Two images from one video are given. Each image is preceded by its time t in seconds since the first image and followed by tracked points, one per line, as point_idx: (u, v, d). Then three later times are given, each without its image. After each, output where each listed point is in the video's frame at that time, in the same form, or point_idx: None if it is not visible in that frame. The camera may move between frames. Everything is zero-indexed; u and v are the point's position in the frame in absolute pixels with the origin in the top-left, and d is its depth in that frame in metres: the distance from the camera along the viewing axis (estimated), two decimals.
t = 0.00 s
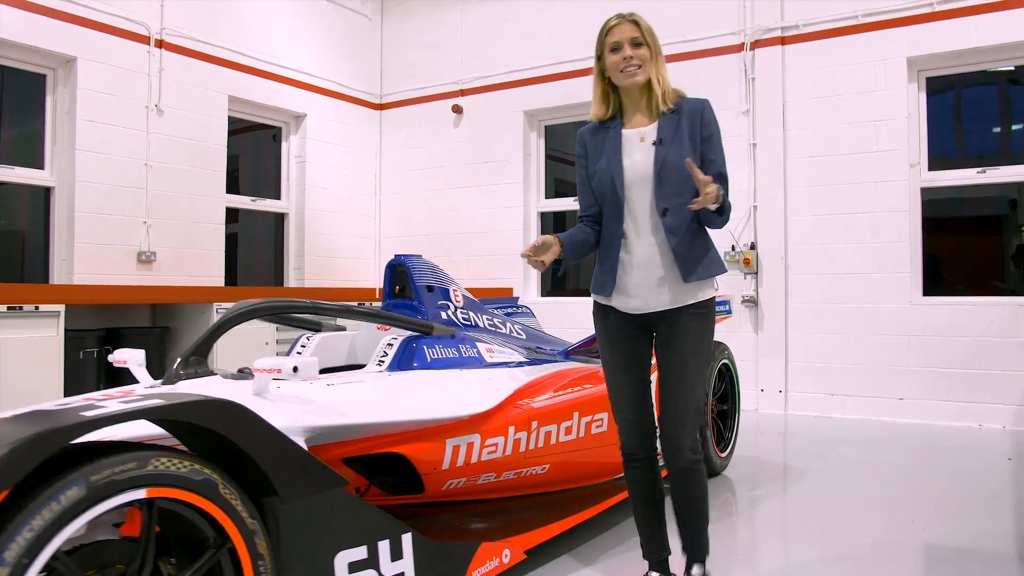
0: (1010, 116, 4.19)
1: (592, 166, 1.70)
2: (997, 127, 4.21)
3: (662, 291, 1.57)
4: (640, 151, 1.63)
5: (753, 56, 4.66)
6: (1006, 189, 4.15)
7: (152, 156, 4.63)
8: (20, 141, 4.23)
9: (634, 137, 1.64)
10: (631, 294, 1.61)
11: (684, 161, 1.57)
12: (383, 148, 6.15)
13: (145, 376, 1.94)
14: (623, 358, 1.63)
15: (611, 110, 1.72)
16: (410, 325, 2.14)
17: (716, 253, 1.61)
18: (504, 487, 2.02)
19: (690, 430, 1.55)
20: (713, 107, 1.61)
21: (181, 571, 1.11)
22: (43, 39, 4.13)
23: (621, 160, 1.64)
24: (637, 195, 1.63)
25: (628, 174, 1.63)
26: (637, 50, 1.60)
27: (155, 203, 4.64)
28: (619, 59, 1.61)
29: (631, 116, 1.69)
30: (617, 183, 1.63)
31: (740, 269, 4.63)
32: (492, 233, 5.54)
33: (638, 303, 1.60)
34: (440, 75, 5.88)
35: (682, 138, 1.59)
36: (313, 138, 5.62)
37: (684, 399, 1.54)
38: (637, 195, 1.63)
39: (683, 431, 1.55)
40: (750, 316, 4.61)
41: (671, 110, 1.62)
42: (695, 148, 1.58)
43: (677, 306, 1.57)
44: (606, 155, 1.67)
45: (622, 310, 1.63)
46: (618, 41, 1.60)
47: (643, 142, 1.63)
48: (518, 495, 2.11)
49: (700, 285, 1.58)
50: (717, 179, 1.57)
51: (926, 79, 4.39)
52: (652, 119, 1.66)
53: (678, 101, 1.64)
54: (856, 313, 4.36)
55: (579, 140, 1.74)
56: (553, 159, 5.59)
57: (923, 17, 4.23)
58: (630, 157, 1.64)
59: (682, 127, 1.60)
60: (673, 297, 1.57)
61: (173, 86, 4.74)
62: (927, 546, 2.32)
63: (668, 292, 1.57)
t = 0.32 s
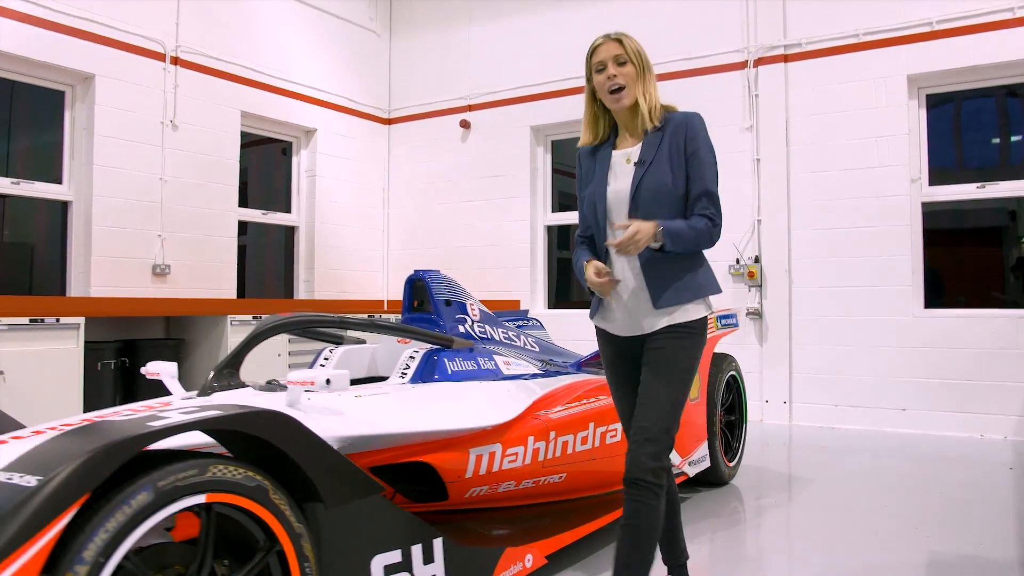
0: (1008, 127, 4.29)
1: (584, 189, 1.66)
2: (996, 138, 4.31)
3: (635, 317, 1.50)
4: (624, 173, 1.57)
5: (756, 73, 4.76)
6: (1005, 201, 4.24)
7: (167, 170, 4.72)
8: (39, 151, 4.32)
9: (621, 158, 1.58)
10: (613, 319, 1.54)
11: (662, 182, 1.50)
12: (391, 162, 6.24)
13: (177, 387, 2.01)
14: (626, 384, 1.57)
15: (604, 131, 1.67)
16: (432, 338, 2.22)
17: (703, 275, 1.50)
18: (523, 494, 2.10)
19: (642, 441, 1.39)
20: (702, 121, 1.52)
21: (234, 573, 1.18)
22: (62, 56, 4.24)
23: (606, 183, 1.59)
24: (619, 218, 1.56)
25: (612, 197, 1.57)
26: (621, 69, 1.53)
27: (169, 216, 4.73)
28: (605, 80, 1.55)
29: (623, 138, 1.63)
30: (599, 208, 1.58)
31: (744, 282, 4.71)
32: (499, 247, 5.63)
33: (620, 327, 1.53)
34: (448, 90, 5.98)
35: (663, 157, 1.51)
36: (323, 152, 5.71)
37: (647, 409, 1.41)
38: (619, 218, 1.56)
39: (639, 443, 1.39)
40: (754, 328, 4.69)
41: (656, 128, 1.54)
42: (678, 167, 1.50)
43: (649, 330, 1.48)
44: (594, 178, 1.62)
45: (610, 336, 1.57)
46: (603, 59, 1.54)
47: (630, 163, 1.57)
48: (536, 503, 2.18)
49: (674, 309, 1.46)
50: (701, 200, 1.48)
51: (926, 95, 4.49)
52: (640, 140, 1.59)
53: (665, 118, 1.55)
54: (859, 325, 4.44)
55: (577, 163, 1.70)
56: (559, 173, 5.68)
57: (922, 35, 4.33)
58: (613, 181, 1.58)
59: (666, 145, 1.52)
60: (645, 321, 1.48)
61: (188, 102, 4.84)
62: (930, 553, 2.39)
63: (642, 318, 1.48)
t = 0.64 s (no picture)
0: (1007, 142, 4.40)
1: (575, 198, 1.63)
2: (996, 152, 4.42)
3: (610, 335, 1.46)
4: (612, 182, 1.55)
5: (762, 94, 4.88)
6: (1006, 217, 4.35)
7: (186, 189, 4.83)
8: (60, 163, 4.43)
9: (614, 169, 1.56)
10: (593, 337, 1.50)
11: (647, 196, 1.45)
12: (402, 180, 6.35)
13: (217, 401, 2.09)
14: (592, 395, 1.51)
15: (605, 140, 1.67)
16: (458, 354, 2.31)
17: (686, 295, 1.43)
18: (547, 505, 2.19)
19: (624, 464, 1.35)
20: (698, 136, 1.46)
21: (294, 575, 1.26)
22: (86, 78, 4.35)
23: (595, 193, 1.56)
24: (601, 230, 1.52)
25: (598, 208, 1.53)
26: (630, 78, 1.52)
27: (187, 234, 4.83)
28: (612, 87, 1.53)
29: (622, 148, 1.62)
30: (583, 218, 1.55)
31: (751, 298, 4.81)
32: (509, 263, 5.72)
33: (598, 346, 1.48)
34: (458, 110, 6.10)
35: (652, 170, 1.47)
36: (335, 170, 5.82)
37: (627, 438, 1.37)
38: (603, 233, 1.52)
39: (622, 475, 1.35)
40: (761, 343, 4.78)
41: (652, 140, 1.51)
42: (667, 181, 1.45)
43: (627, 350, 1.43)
44: (584, 188, 1.59)
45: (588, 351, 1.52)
46: (613, 66, 1.53)
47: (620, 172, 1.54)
48: (558, 513, 2.27)
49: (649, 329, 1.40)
50: (692, 218, 1.42)
51: (928, 116, 4.60)
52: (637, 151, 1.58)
53: (663, 132, 1.51)
54: (864, 340, 4.52)
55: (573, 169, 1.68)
56: (568, 191, 5.78)
57: (923, 57, 4.45)
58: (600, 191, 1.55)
59: (656, 158, 1.48)
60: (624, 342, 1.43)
61: (205, 122, 4.95)
62: (937, 565, 2.47)
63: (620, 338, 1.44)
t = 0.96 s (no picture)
0: (1006, 159, 4.50)
1: (578, 203, 1.60)
2: (996, 168, 4.52)
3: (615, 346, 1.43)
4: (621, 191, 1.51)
5: (768, 114, 4.98)
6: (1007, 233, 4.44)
7: (203, 208, 4.91)
8: (81, 179, 4.53)
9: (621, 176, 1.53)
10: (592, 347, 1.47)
11: (658, 204, 1.43)
12: (412, 198, 6.45)
13: (252, 415, 2.17)
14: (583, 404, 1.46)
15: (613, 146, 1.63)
16: (484, 369, 2.38)
17: (692, 309, 1.43)
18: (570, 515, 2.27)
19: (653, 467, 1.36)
20: (710, 147, 1.44)
21: None
22: (107, 99, 4.46)
23: (602, 199, 1.53)
24: (607, 238, 1.50)
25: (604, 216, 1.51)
26: (638, 85, 1.48)
27: (204, 251, 4.91)
28: (619, 94, 1.49)
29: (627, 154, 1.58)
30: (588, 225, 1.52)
31: (759, 315, 4.90)
32: (519, 280, 5.81)
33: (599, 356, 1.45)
34: (468, 129, 6.21)
35: (663, 178, 1.44)
36: (348, 189, 5.92)
37: (641, 460, 1.37)
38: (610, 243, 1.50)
39: (641, 498, 1.36)
40: (768, 359, 4.86)
41: (660, 149, 1.48)
42: (677, 190, 1.43)
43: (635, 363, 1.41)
44: (589, 195, 1.56)
45: (585, 361, 1.48)
46: (620, 72, 1.48)
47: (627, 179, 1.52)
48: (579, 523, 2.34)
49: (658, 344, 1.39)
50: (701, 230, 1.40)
51: (931, 136, 4.70)
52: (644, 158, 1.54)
53: (674, 140, 1.48)
54: (870, 355, 4.60)
55: (576, 176, 1.64)
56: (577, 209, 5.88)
57: (926, 79, 4.56)
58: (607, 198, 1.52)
59: (667, 167, 1.45)
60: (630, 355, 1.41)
61: (222, 142, 5.05)
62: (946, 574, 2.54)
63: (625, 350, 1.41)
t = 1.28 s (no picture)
0: (1005, 172, 4.60)
1: (569, 218, 1.49)
2: (994, 181, 4.63)
3: (634, 370, 1.35)
4: (625, 213, 1.43)
5: (772, 131, 5.09)
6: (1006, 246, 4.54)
7: (218, 222, 5.01)
8: (100, 194, 4.62)
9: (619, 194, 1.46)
10: (603, 369, 1.37)
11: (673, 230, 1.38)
12: (421, 212, 6.55)
13: (284, 426, 2.26)
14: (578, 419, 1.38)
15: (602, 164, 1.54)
16: (505, 382, 2.47)
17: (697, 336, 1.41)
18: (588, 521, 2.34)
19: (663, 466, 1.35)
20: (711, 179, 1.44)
21: None
22: (127, 117, 4.56)
23: (604, 219, 1.44)
24: (615, 258, 1.42)
25: (610, 235, 1.43)
26: (641, 103, 1.43)
27: (219, 265, 5.01)
28: (621, 110, 1.44)
29: (622, 175, 1.51)
30: (594, 243, 1.42)
31: (764, 328, 4.98)
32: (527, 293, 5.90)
33: (611, 380, 1.36)
34: (476, 145, 6.31)
35: (674, 205, 1.40)
36: (358, 204, 6.01)
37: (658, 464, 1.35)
38: (620, 262, 1.42)
39: (659, 519, 1.35)
40: (773, 371, 4.94)
41: (665, 174, 1.44)
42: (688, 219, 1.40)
43: (653, 388, 1.35)
44: (586, 212, 1.46)
45: (589, 385, 1.39)
46: (624, 89, 1.44)
47: (630, 200, 1.44)
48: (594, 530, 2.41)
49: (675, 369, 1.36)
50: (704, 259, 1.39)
51: (932, 152, 4.80)
52: (643, 179, 1.48)
53: (678, 166, 1.45)
54: (874, 368, 4.68)
55: (559, 188, 1.52)
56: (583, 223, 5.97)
57: (927, 97, 4.66)
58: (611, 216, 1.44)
59: (676, 194, 1.42)
60: (651, 379, 1.35)
61: (237, 158, 5.15)
62: None
63: (644, 372, 1.35)
